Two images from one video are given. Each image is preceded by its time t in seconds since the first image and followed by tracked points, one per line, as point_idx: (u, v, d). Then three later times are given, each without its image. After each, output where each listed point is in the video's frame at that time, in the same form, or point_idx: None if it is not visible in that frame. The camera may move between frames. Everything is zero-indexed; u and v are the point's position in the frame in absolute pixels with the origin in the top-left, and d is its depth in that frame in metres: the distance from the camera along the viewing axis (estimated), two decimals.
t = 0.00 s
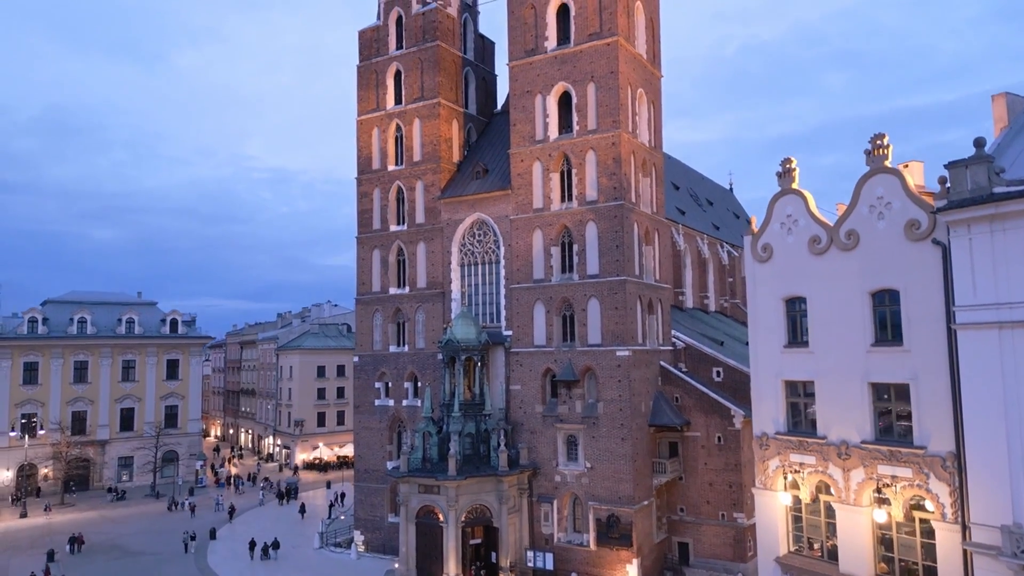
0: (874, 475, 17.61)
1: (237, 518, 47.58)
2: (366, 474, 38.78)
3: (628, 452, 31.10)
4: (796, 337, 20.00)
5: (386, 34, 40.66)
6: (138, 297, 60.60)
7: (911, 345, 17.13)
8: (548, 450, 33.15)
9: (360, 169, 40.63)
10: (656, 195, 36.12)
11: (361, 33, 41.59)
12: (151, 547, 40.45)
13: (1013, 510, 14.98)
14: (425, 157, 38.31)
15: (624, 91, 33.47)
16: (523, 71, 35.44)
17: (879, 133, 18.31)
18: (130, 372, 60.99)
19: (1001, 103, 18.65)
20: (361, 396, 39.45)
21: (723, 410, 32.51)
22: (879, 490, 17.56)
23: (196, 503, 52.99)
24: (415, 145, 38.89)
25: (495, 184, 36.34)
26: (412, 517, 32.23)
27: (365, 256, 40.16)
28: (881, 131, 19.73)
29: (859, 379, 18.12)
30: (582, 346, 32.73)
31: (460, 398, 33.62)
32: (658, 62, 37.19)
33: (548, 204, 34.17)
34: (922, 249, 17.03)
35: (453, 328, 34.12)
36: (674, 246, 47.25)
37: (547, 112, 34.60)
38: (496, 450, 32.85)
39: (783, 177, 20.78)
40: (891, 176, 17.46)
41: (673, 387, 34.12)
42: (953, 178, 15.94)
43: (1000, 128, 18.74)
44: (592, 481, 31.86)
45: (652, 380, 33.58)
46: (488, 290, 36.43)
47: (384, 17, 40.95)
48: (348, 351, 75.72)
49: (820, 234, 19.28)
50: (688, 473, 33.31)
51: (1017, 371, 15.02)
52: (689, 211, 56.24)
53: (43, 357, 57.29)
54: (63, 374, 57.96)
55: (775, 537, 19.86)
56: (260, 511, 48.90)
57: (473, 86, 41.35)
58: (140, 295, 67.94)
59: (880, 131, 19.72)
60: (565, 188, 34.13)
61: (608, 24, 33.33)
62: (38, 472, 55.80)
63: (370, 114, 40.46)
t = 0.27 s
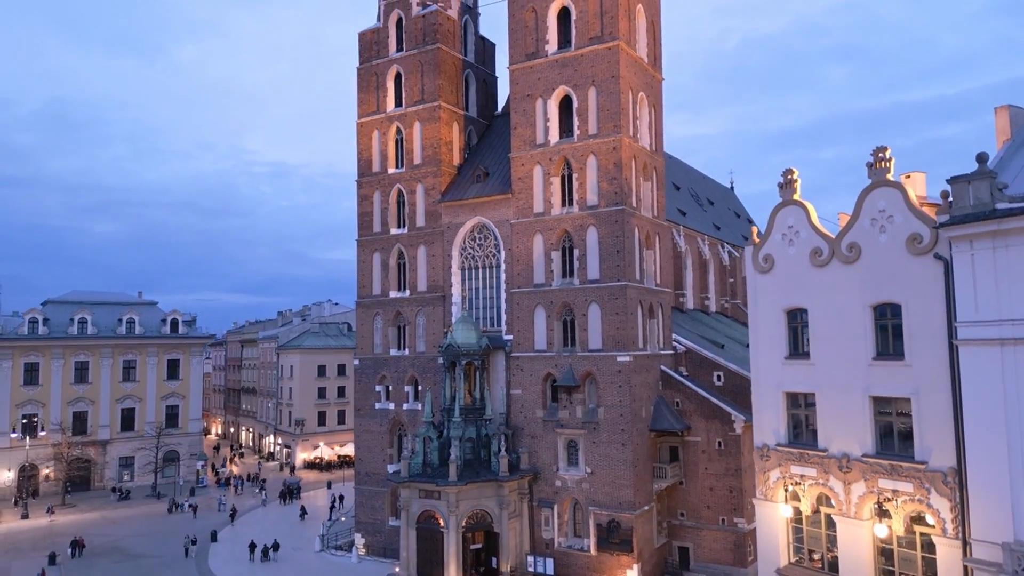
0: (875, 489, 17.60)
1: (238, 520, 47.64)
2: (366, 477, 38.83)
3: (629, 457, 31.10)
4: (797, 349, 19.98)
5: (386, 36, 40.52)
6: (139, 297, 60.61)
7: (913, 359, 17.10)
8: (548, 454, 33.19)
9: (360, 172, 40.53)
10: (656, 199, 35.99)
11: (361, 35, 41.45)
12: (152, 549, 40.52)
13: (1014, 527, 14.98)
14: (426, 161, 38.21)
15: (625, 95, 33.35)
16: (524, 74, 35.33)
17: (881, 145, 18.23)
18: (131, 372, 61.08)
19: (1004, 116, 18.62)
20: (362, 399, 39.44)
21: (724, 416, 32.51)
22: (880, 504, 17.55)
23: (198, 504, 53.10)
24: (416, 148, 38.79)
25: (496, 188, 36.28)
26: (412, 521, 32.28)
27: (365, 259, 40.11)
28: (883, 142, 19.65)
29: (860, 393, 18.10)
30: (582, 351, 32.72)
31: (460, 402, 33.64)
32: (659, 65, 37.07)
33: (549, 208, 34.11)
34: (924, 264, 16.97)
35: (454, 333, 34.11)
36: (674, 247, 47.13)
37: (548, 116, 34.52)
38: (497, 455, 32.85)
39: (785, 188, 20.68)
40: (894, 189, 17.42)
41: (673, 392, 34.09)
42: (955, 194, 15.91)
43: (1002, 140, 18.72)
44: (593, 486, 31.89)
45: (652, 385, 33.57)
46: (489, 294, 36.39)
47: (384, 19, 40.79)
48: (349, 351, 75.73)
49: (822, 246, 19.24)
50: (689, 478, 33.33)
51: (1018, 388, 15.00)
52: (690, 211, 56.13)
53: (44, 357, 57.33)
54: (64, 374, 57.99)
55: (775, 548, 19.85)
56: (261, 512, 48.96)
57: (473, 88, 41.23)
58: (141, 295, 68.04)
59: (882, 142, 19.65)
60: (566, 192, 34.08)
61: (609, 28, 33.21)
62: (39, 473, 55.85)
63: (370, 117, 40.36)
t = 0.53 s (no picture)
0: (874, 501, 17.62)
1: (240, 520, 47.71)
2: (366, 479, 38.91)
3: (629, 461, 31.13)
4: (797, 360, 19.99)
5: (386, 38, 40.41)
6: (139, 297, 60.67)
7: (913, 373, 17.10)
8: (548, 458, 33.24)
9: (360, 174, 40.46)
10: (657, 202, 35.91)
11: (360, 37, 41.34)
12: (152, 551, 40.63)
13: (1012, 543, 15.02)
14: (425, 163, 38.14)
15: (625, 98, 33.27)
16: (524, 77, 35.24)
17: (881, 158, 18.20)
18: (132, 372, 61.22)
19: (1006, 128, 18.59)
20: (362, 401, 39.47)
21: (724, 420, 32.57)
22: (879, 517, 17.58)
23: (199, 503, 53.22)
24: (415, 150, 38.73)
25: (496, 191, 36.22)
26: (412, 525, 32.34)
27: (365, 261, 40.10)
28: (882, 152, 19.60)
29: (860, 405, 18.11)
30: (582, 355, 32.72)
31: (460, 406, 33.70)
32: (659, 68, 36.96)
33: (548, 212, 34.08)
34: (924, 278, 16.95)
35: (454, 336, 34.12)
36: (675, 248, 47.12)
37: (547, 119, 34.46)
38: (496, 458, 32.87)
39: (786, 199, 20.65)
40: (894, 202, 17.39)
41: (673, 395, 34.08)
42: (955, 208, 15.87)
43: (1003, 152, 18.69)
44: (592, 490, 31.95)
45: (652, 389, 33.59)
46: (488, 297, 36.39)
47: (383, 20, 40.66)
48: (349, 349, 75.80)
49: (822, 257, 19.23)
50: (688, 482, 33.37)
51: (1018, 404, 15.00)
52: (689, 211, 56.10)
53: (44, 357, 57.39)
54: (64, 373, 58.07)
55: (773, 558, 19.90)
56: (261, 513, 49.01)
57: (473, 90, 41.14)
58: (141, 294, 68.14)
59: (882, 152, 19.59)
60: (566, 196, 34.05)
61: (609, 32, 33.11)
62: (40, 472, 55.97)
63: (370, 119, 40.28)
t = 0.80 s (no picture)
0: (872, 513, 17.66)
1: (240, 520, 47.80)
2: (366, 480, 38.98)
3: (628, 465, 31.17)
4: (796, 370, 19.98)
5: (385, 39, 40.27)
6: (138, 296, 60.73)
7: (912, 387, 17.10)
8: (548, 461, 33.28)
9: (360, 175, 40.38)
10: (657, 205, 35.81)
11: (360, 37, 41.21)
12: (153, 552, 40.75)
13: (1010, 558, 15.04)
14: (425, 165, 38.07)
15: (625, 102, 33.20)
16: (524, 80, 35.14)
17: (881, 170, 18.18)
18: (132, 370, 61.29)
19: (1006, 140, 18.57)
20: (362, 404, 39.49)
21: (723, 423, 32.58)
22: (877, 529, 17.61)
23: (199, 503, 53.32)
24: (415, 152, 38.66)
25: (496, 194, 36.15)
26: (412, 528, 32.45)
27: (365, 263, 40.07)
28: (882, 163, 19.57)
29: (858, 417, 18.12)
30: (582, 358, 32.74)
31: (460, 409, 33.74)
32: (660, 70, 36.85)
33: (548, 215, 34.03)
34: (924, 291, 16.94)
35: (454, 340, 34.14)
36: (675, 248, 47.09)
37: (547, 122, 34.37)
38: (496, 462, 32.91)
39: (786, 209, 20.65)
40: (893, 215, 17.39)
41: (673, 399, 34.15)
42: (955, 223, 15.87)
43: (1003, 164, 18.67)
44: (592, 494, 31.99)
45: (652, 392, 33.65)
46: (488, 300, 36.39)
47: (382, 21, 40.53)
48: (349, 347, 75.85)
49: (821, 268, 19.22)
50: (688, 485, 33.39)
51: (1016, 420, 15.00)
52: (689, 210, 56.02)
53: (45, 356, 57.44)
54: (65, 373, 58.12)
55: (772, 567, 19.97)
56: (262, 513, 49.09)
57: (473, 91, 41.03)
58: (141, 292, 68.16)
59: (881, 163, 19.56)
60: (566, 200, 33.98)
61: (609, 34, 32.99)
62: (41, 471, 56.09)
63: (369, 121, 40.20)
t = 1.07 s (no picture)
0: (871, 525, 17.69)
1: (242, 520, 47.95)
2: (366, 482, 39.08)
3: (628, 469, 31.21)
4: (795, 381, 20.00)
5: (384, 40, 40.13)
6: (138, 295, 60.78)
7: (911, 400, 17.10)
8: (548, 465, 33.35)
9: (360, 177, 40.31)
10: (657, 208, 35.74)
11: (360, 38, 41.06)
12: (154, 552, 40.87)
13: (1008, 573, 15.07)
14: (425, 167, 38.03)
15: (626, 105, 33.11)
16: (524, 82, 35.04)
17: (882, 182, 18.16)
18: (132, 369, 61.34)
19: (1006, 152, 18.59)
20: (362, 405, 39.54)
21: (723, 427, 32.59)
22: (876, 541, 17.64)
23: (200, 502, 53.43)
24: (414, 154, 38.59)
25: (496, 196, 36.09)
26: (412, 532, 32.53)
27: (365, 265, 40.06)
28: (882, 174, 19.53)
29: (858, 430, 18.13)
30: (582, 362, 32.74)
31: (460, 413, 33.77)
32: (660, 71, 36.73)
33: (548, 218, 34.00)
34: (923, 304, 16.92)
35: (453, 343, 34.16)
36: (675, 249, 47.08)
37: (547, 125, 34.31)
38: (496, 466, 32.97)
39: (786, 219, 20.65)
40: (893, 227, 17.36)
41: (673, 402, 34.23)
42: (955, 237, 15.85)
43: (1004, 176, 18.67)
44: (592, 498, 32.06)
45: (652, 396, 33.71)
46: (488, 303, 36.39)
47: (382, 22, 40.39)
48: (349, 345, 75.89)
49: (821, 279, 19.21)
50: (687, 488, 33.45)
51: (1016, 436, 15.00)
52: (689, 210, 55.98)
53: (45, 356, 57.48)
54: (65, 372, 58.16)
55: None
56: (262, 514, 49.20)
57: (473, 92, 40.92)
58: (141, 290, 68.21)
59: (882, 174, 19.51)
60: (566, 203, 33.95)
61: (609, 37, 32.88)
62: (42, 470, 56.20)
63: (369, 122, 40.11)
